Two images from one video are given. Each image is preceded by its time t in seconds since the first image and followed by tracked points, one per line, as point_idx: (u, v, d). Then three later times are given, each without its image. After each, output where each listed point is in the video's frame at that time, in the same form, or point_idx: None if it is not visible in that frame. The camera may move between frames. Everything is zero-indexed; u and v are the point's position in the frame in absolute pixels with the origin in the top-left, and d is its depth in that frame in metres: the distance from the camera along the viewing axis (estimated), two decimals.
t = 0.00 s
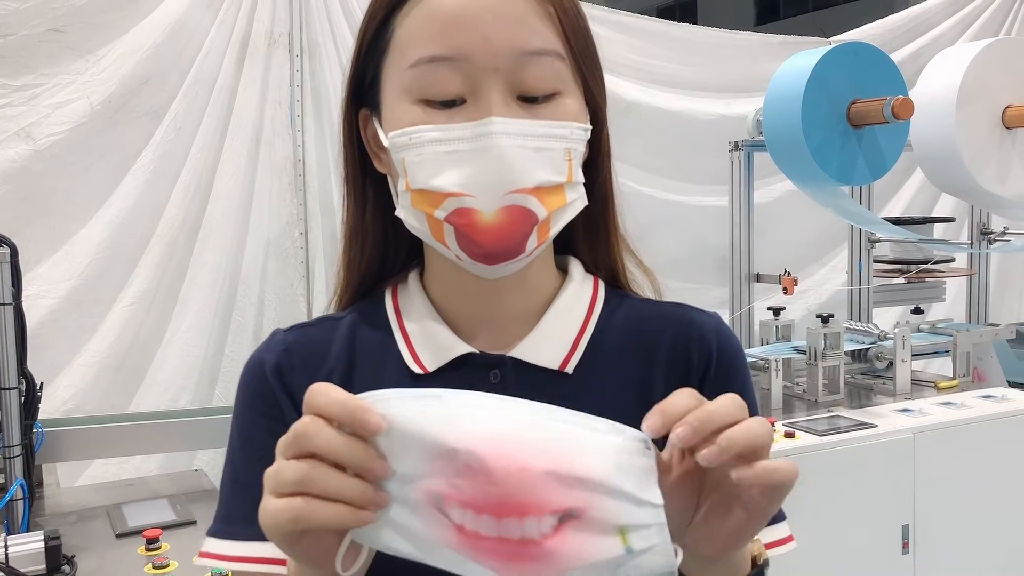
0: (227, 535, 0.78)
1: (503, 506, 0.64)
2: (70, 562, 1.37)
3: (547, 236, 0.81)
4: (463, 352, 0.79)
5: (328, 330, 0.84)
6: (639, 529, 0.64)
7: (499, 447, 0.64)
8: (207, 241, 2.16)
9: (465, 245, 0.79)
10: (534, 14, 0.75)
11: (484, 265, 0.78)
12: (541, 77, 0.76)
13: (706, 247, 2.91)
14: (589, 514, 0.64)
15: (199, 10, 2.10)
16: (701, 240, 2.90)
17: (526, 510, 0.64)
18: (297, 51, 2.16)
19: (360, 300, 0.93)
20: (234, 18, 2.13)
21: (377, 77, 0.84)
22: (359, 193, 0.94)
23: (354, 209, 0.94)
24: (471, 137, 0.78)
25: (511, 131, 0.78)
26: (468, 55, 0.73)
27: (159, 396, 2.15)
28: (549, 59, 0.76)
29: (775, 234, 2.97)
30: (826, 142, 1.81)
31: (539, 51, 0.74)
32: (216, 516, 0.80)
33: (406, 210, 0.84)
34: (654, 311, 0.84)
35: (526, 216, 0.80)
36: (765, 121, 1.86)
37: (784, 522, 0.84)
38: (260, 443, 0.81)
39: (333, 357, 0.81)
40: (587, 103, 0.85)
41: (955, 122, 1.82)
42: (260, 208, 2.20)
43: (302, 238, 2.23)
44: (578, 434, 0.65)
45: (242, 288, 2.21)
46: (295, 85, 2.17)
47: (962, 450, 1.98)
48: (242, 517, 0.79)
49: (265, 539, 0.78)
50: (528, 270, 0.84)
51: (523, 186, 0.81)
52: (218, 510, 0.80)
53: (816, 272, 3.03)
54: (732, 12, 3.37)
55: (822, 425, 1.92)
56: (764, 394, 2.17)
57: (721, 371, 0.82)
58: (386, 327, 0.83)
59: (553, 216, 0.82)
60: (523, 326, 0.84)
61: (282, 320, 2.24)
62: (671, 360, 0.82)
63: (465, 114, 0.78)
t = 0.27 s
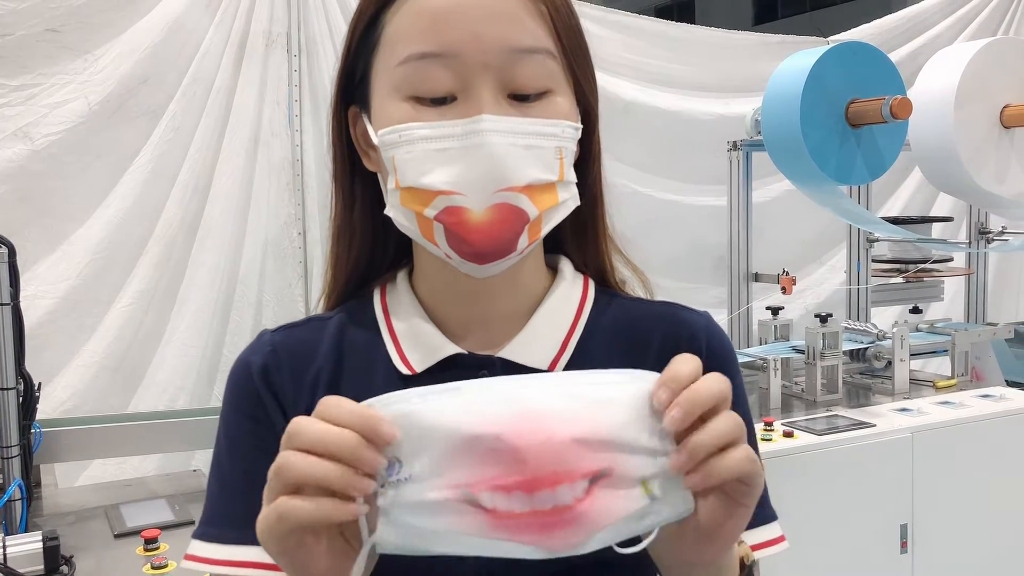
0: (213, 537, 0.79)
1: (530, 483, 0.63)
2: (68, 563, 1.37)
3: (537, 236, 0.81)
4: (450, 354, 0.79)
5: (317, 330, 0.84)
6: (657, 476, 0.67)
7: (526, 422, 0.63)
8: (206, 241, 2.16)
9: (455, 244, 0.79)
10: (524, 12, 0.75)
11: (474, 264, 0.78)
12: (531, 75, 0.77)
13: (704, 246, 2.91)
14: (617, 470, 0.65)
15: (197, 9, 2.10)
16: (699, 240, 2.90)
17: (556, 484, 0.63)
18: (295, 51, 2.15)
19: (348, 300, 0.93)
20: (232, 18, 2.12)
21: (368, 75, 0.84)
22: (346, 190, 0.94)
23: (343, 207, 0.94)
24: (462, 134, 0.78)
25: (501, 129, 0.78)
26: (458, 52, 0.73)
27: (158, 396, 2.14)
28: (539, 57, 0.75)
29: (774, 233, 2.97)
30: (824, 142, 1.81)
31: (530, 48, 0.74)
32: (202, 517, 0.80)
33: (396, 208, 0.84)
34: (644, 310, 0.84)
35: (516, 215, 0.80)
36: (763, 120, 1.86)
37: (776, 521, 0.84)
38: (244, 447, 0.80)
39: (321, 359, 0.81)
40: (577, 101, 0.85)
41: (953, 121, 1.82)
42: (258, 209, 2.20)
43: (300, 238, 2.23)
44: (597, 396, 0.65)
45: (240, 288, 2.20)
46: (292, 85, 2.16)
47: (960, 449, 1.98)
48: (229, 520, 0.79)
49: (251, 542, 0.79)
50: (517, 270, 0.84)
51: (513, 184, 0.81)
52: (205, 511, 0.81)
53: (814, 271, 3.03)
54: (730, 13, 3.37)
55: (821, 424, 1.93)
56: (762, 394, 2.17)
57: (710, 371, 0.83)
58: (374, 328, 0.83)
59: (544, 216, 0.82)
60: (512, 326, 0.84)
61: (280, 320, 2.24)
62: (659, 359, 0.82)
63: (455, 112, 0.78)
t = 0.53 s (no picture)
0: (210, 539, 0.79)
1: (511, 479, 0.63)
2: (68, 564, 1.37)
3: (531, 237, 0.81)
4: (444, 354, 0.79)
5: (311, 331, 0.84)
6: (630, 472, 0.66)
7: (504, 416, 0.63)
8: (204, 242, 2.16)
9: (449, 245, 0.79)
10: (518, 13, 0.75)
11: (467, 265, 0.78)
12: (524, 77, 0.77)
13: (702, 246, 2.92)
14: (595, 466, 0.65)
15: (196, 9, 2.10)
16: (698, 240, 2.90)
17: (536, 480, 0.64)
18: (294, 51, 2.15)
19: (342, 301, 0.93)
20: (231, 18, 2.12)
21: (361, 77, 0.83)
22: (340, 190, 0.94)
23: (337, 209, 0.94)
24: (455, 136, 0.78)
25: (494, 131, 0.78)
26: (451, 54, 0.73)
27: (157, 397, 2.14)
28: (532, 59, 0.76)
29: (772, 233, 2.97)
30: (823, 142, 1.81)
31: (523, 50, 0.74)
32: (199, 519, 0.80)
33: (389, 209, 0.84)
34: (637, 310, 0.84)
35: (509, 216, 0.80)
36: (761, 120, 1.86)
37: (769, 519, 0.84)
38: (239, 449, 0.80)
39: (315, 360, 0.81)
40: (571, 102, 0.86)
41: (952, 121, 1.82)
42: (257, 209, 2.20)
43: (299, 238, 2.23)
44: (573, 392, 0.65)
45: (239, 288, 2.20)
46: (291, 85, 2.16)
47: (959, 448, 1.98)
48: (224, 522, 0.79)
49: (248, 544, 0.79)
50: (510, 270, 0.84)
51: (506, 186, 0.81)
52: (201, 513, 0.81)
53: (812, 271, 3.04)
54: (728, 12, 3.37)
55: (819, 424, 1.93)
56: (761, 393, 2.18)
57: (703, 370, 0.83)
58: (369, 329, 0.83)
59: (537, 216, 0.82)
60: (505, 327, 0.84)
61: (279, 320, 2.24)
62: (653, 359, 0.82)
63: (448, 113, 0.78)
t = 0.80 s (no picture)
0: (207, 537, 0.79)
1: (497, 440, 0.64)
2: (67, 563, 1.37)
3: (527, 236, 0.81)
4: (441, 348, 0.80)
5: (308, 329, 0.84)
6: (623, 451, 0.66)
7: (484, 386, 0.65)
8: (204, 240, 2.15)
9: (446, 245, 0.79)
10: (513, 14, 0.75)
11: (465, 266, 0.78)
12: (520, 77, 0.77)
13: (702, 244, 2.92)
14: (582, 432, 0.65)
15: (195, 7, 2.09)
16: (697, 239, 2.90)
17: (522, 439, 0.64)
18: (293, 49, 2.15)
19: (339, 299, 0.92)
20: (230, 17, 2.12)
21: (357, 77, 0.83)
22: (337, 187, 0.94)
23: (334, 207, 0.94)
24: (451, 136, 0.78)
25: (490, 131, 0.78)
26: (447, 55, 0.73)
27: (156, 395, 2.14)
28: (528, 60, 0.76)
29: (772, 231, 2.98)
30: (823, 140, 1.81)
31: (518, 52, 0.74)
32: (195, 517, 0.80)
33: (386, 210, 0.84)
34: (633, 306, 0.84)
35: (506, 216, 0.80)
36: (760, 119, 1.87)
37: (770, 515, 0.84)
38: (235, 447, 0.80)
39: (312, 358, 0.81)
40: (567, 100, 0.85)
41: (951, 120, 1.82)
42: (256, 208, 2.19)
43: (298, 237, 2.23)
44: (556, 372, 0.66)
45: (238, 287, 2.20)
46: (290, 84, 2.16)
47: (957, 447, 1.99)
48: (221, 520, 0.79)
49: (246, 542, 0.79)
50: (508, 267, 0.83)
51: (502, 185, 0.81)
52: (197, 510, 0.81)
53: (812, 269, 3.04)
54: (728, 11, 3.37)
55: (818, 422, 1.93)
56: (760, 392, 2.18)
57: (702, 367, 0.83)
58: (366, 327, 0.83)
59: (534, 216, 0.82)
60: (503, 324, 0.84)
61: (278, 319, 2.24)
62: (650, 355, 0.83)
63: (444, 114, 0.78)
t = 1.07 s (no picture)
0: (204, 539, 0.79)
1: (498, 441, 0.61)
2: (67, 559, 1.37)
3: (527, 213, 0.80)
4: (440, 347, 0.79)
5: (304, 327, 0.84)
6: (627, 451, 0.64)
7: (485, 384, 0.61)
8: (204, 236, 2.15)
9: (442, 219, 0.77)
10: None
11: (462, 242, 0.77)
12: (516, 50, 0.78)
13: (703, 242, 2.92)
14: (586, 434, 0.62)
15: (195, 2, 2.09)
16: (698, 236, 2.90)
17: (523, 441, 0.61)
18: (293, 45, 2.14)
19: (337, 294, 0.92)
20: (230, 12, 2.12)
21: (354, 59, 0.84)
22: (335, 183, 0.94)
23: (332, 204, 0.94)
24: (447, 107, 0.78)
25: (487, 100, 0.77)
26: (442, 26, 0.74)
27: (156, 391, 2.14)
28: (524, 33, 0.76)
29: (772, 228, 2.97)
30: (823, 137, 1.81)
31: (512, 24, 0.75)
32: (191, 519, 0.80)
33: (381, 188, 0.83)
34: (635, 302, 0.84)
35: (503, 188, 0.78)
36: (761, 116, 1.87)
37: (773, 512, 0.84)
38: (232, 447, 0.80)
39: (309, 356, 0.82)
40: (565, 83, 0.86)
41: (952, 116, 1.82)
42: (257, 204, 2.19)
43: (298, 233, 2.23)
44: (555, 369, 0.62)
45: (239, 283, 2.20)
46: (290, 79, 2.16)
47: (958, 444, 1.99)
48: (218, 522, 0.79)
49: (245, 545, 0.78)
50: (506, 256, 0.83)
51: (500, 156, 0.79)
52: (194, 513, 0.81)
53: (812, 266, 3.04)
54: (728, 8, 3.37)
55: (818, 419, 1.93)
56: (761, 388, 2.18)
57: (705, 363, 0.83)
58: (364, 324, 0.83)
59: (533, 191, 0.81)
60: (502, 321, 0.84)
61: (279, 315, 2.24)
62: (651, 352, 0.83)
63: (441, 87, 0.79)
